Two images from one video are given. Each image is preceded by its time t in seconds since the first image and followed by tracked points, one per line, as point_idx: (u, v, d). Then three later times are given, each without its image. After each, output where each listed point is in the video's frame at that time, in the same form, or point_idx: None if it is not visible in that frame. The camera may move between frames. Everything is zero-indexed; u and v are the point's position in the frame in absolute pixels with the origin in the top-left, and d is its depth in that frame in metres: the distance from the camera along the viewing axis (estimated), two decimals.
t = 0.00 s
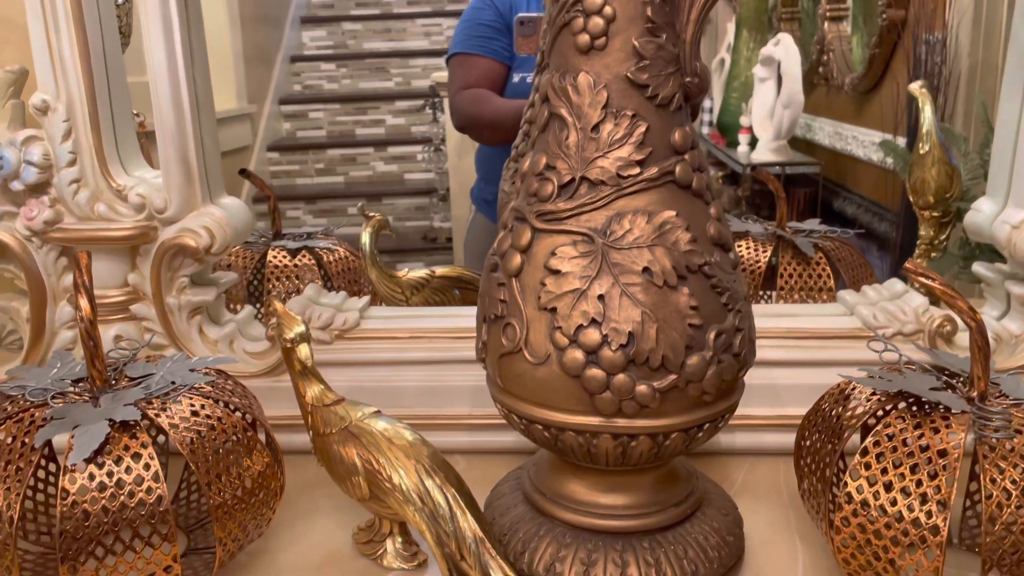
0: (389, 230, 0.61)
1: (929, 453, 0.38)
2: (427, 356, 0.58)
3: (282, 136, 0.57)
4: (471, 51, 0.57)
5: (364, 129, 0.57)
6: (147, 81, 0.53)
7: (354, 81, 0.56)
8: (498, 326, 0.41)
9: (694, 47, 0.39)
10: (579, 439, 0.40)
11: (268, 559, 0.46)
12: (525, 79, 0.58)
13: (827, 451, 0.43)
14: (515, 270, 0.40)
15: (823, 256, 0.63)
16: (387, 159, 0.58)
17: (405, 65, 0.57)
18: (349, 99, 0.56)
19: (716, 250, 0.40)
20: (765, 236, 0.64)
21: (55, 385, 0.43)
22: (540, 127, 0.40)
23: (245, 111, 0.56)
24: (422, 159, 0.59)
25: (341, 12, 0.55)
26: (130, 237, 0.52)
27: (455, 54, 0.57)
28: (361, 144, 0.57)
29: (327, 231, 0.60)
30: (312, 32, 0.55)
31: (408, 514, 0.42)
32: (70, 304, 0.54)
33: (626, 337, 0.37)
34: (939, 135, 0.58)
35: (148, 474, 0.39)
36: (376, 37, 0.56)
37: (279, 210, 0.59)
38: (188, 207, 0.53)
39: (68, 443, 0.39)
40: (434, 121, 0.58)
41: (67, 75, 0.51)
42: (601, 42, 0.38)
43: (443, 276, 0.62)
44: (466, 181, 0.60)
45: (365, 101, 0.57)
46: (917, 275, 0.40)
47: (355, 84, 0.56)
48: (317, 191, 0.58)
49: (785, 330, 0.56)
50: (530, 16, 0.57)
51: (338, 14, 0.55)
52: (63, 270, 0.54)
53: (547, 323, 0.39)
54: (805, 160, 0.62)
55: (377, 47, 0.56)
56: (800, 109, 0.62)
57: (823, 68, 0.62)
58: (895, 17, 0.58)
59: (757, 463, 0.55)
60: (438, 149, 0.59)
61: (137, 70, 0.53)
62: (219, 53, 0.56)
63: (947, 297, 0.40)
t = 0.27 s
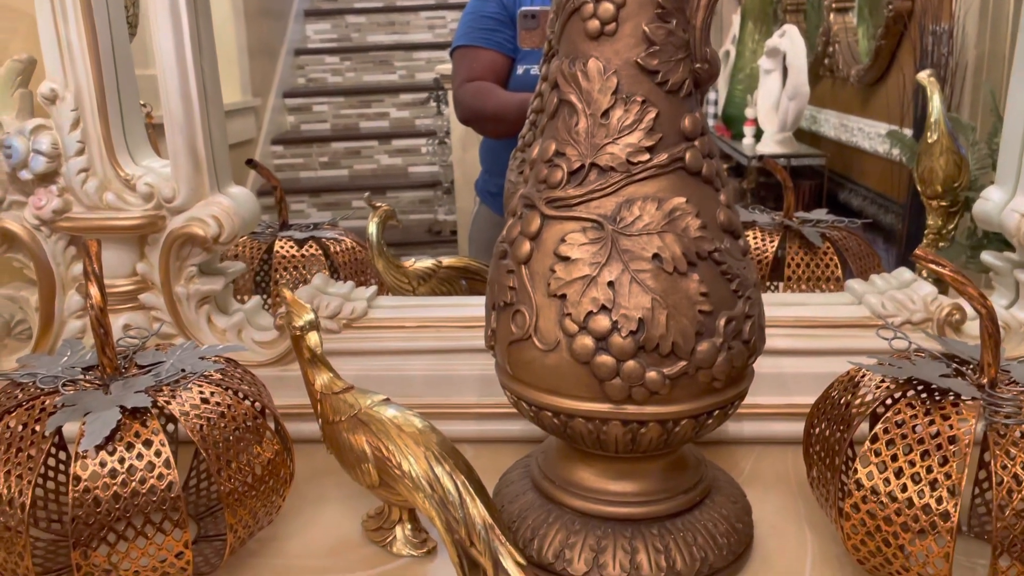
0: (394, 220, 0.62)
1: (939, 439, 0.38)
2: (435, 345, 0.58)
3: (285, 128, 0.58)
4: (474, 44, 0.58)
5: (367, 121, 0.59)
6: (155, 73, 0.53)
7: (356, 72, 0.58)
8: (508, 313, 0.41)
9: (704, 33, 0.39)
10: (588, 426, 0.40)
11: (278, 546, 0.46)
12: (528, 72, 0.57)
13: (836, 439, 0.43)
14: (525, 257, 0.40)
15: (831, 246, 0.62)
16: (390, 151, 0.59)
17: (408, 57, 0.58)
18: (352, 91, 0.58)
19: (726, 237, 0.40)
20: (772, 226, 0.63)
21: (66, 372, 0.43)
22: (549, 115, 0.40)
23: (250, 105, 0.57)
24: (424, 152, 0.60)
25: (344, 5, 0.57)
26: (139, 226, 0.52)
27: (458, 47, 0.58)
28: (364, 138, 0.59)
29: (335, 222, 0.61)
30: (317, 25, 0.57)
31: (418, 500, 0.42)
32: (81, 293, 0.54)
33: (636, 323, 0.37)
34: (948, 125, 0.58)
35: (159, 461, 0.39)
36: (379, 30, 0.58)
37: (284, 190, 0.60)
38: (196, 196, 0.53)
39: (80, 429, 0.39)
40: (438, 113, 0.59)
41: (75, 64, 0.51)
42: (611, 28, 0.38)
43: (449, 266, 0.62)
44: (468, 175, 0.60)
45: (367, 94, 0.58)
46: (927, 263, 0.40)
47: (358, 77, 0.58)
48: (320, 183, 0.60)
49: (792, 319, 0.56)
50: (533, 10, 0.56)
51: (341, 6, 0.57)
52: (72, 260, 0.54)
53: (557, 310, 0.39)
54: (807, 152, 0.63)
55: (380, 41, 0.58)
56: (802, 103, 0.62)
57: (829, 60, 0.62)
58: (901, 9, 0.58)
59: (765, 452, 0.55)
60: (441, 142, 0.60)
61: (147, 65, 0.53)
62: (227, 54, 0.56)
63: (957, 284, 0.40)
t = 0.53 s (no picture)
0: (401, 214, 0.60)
1: (946, 426, 0.38)
2: (442, 335, 0.58)
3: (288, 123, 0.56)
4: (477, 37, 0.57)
5: (371, 115, 0.57)
6: (166, 67, 0.53)
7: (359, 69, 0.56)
8: (516, 302, 0.41)
9: (712, 23, 0.39)
10: (596, 414, 0.40)
11: (289, 534, 0.47)
12: (533, 65, 0.57)
13: (843, 428, 0.43)
14: (533, 246, 0.40)
15: (837, 237, 0.63)
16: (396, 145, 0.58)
17: (412, 52, 0.57)
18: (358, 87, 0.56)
19: (734, 226, 0.40)
20: (778, 218, 0.63)
21: (79, 361, 0.44)
22: (558, 105, 0.41)
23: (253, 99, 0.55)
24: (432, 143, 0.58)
25: None
26: (148, 218, 0.53)
27: (461, 40, 0.57)
28: (368, 132, 0.57)
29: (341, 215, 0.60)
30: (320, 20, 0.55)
31: (428, 488, 0.42)
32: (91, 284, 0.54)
33: (644, 312, 0.38)
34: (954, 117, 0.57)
35: (172, 449, 0.40)
36: (383, 24, 0.56)
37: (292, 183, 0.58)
38: (206, 187, 0.53)
39: (94, 417, 0.39)
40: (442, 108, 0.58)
41: (86, 56, 0.52)
42: (620, 18, 0.38)
43: (456, 258, 0.62)
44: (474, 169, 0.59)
45: (372, 88, 0.56)
46: (934, 252, 0.41)
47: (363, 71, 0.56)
48: (326, 178, 0.58)
49: (798, 310, 0.56)
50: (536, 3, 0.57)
51: None
52: (83, 251, 0.55)
53: (566, 299, 0.39)
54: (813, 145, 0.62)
55: (385, 35, 0.56)
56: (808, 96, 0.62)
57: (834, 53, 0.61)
58: None
59: (771, 442, 0.55)
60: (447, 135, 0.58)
61: (157, 58, 0.54)
62: (233, 51, 0.55)
63: (964, 272, 0.40)
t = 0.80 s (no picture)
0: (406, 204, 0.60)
1: (953, 413, 0.38)
2: (448, 326, 0.59)
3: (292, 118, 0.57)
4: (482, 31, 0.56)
5: (375, 109, 0.57)
6: (174, 61, 0.53)
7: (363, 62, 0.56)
8: (523, 291, 0.41)
9: (719, 12, 0.39)
10: (604, 401, 0.40)
11: (297, 522, 0.47)
12: (536, 58, 0.55)
13: (849, 416, 0.43)
14: (541, 235, 0.40)
15: (842, 228, 0.62)
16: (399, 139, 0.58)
17: (416, 46, 0.57)
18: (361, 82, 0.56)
19: (740, 214, 0.40)
20: (782, 209, 0.63)
21: (88, 350, 0.44)
22: (564, 93, 0.41)
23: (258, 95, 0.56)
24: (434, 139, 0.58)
25: None
26: (155, 209, 0.53)
27: (465, 34, 0.56)
28: (372, 126, 0.57)
29: (346, 207, 0.60)
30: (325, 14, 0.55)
31: (435, 476, 0.43)
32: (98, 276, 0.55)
33: (651, 299, 0.38)
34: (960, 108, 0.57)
35: (181, 436, 0.40)
36: (387, 18, 0.56)
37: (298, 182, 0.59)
38: (213, 178, 0.54)
39: (104, 404, 0.40)
40: (445, 102, 0.58)
41: (93, 48, 0.52)
42: (626, 7, 0.38)
43: (461, 249, 0.62)
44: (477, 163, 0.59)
45: (378, 82, 0.57)
46: (941, 241, 0.41)
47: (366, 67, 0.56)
48: (329, 172, 0.59)
49: (803, 300, 0.56)
50: None
51: None
52: (91, 242, 0.55)
53: (573, 288, 0.39)
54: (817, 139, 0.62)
55: (389, 29, 0.56)
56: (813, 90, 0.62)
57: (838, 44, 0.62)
58: None
59: (776, 433, 0.56)
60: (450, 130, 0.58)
61: (164, 52, 0.54)
62: (238, 44, 0.55)
63: (970, 260, 0.40)
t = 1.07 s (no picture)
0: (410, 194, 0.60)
1: (958, 402, 0.38)
2: (453, 317, 0.59)
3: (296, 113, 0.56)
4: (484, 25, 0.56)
5: (377, 103, 0.57)
6: (179, 55, 0.53)
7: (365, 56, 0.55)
8: (529, 280, 0.42)
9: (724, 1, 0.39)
10: (609, 390, 0.40)
11: (304, 511, 0.47)
12: (539, 51, 0.56)
13: (853, 406, 0.43)
14: (546, 224, 0.40)
15: (847, 220, 0.62)
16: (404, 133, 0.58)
17: (419, 41, 0.56)
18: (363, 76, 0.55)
19: (745, 203, 0.40)
20: (787, 202, 0.63)
21: (95, 340, 0.44)
22: (569, 83, 0.41)
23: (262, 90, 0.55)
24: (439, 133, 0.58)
25: None
26: (161, 200, 0.54)
27: (467, 27, 0.56)
28: (375, 121, 0.57)
29: (350, 199, 0.60)
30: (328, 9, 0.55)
31: (441, 465, 0.43)
32: (104, 267, 0.55)
33: (656, 288, 0.38)
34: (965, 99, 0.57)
35: (189, 424, 0.40)
36: (389, 13, 0.55)
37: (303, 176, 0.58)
38: (219, 170, 0.54)
39: (111, 393, 0.40)
40: (449, 96, 0.57)
41: (99, 40, 0.52)
42: None
43: (465, 242, 0.61)
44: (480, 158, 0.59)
45: (381, 77, 0.56)
46: (946, 231, 0.41)
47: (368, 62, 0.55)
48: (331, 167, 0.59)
49: (807, 292, 0.56)
50: None
51: None
52: (96, 234, 0.56)
53: (578, 277, 0.39)
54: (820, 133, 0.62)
55: (391, 25, 0.55)
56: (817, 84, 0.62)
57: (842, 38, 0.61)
58: None
59: (781, 422, 0.56)
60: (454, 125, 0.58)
61: (169, 47, 0.54)
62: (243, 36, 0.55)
63: (975, 249, 0.40)
